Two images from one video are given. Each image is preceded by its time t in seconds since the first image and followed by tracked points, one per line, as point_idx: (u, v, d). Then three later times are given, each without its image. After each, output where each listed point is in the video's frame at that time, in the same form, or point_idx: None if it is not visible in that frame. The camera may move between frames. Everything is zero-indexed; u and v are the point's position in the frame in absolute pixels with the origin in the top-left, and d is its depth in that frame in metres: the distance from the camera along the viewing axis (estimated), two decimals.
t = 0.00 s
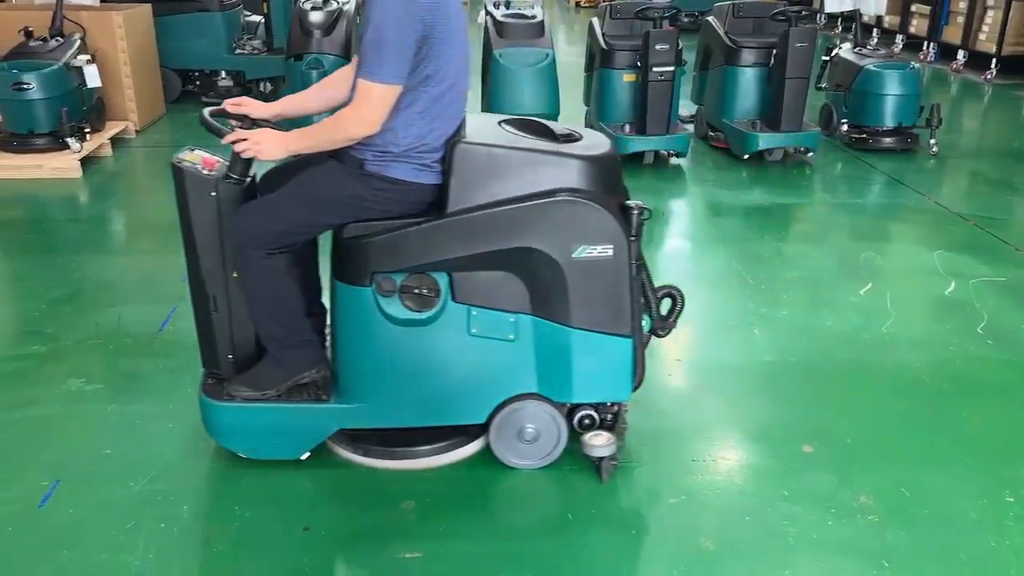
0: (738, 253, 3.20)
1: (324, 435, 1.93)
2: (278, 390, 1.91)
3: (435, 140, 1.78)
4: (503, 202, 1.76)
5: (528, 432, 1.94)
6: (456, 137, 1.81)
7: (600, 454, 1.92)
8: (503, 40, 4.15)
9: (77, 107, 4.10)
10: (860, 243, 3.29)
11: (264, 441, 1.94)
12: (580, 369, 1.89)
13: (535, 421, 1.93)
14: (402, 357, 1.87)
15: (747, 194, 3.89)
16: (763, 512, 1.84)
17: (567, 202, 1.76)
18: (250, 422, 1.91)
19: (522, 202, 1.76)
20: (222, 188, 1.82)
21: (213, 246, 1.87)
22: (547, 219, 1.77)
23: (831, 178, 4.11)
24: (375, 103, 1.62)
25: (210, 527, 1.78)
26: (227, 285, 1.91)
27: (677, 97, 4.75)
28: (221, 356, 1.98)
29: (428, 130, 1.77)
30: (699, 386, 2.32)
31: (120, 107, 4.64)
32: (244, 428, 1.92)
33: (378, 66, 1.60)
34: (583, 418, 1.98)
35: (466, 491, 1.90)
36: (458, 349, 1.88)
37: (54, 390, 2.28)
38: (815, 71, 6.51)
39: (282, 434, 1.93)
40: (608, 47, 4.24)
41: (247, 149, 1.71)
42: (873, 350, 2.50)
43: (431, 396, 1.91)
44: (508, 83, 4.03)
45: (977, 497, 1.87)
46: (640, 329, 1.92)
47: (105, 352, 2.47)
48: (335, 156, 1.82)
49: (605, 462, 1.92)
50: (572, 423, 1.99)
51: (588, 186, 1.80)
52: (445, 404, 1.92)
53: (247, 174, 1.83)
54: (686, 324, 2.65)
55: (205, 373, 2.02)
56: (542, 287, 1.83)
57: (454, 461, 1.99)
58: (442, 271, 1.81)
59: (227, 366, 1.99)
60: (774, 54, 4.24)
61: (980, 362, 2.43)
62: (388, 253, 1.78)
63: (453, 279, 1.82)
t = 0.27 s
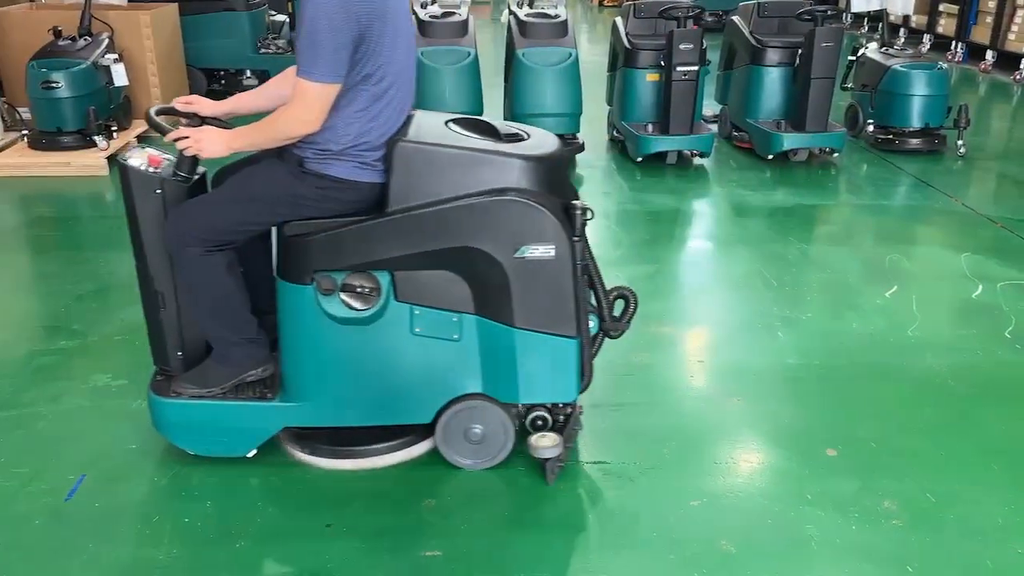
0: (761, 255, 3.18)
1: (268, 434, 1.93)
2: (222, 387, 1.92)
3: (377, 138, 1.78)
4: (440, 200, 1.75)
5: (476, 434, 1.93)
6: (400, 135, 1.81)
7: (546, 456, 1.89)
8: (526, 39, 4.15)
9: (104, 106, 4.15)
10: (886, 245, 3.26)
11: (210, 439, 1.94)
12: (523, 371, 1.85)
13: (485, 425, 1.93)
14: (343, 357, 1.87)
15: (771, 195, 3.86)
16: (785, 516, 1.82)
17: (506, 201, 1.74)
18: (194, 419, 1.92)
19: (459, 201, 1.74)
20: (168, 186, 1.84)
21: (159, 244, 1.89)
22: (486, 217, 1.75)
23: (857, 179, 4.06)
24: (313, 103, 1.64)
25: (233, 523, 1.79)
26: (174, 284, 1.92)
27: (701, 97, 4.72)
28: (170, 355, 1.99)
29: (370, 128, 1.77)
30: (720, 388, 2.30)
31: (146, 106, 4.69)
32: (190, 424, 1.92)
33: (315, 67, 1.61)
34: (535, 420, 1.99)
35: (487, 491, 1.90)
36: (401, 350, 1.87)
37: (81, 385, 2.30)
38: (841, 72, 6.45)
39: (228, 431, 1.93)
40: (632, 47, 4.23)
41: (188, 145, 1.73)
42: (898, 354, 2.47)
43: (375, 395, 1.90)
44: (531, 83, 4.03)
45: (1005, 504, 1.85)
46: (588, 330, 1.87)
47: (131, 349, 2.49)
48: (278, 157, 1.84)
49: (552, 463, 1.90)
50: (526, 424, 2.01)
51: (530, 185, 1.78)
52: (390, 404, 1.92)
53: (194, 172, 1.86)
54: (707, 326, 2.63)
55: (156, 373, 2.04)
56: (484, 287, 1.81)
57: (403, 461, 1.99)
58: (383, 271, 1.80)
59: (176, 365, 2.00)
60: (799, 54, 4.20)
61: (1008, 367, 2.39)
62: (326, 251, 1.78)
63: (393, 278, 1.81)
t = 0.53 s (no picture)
0: (786, 256, 3.16)
1: (216, 430, 1.95)
2: (171, 383, 1.94)
3: (318, 136, 1.80)
4: (380, 198, 1.76)
5: (419, 431, 1.93)
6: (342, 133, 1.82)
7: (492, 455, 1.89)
8: (550, 39, 4.14)
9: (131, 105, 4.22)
10: (912, 248, 3.22)
11: (159, 435, 1.96)
12: (466, 369, 1.86)
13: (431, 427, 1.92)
14: (287, 354, 1.88)
15: (795, 196, 3.83)
16: (807, 520, 1.81)
17: (447, 201, 1.74)
18: (146, 416, 1.94)
19: (398, 199, 1.75)
20: (117, 183, 1.86)
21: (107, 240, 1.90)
22: (426, 216, 1.75)
23: (883, 181, 4.02)
24: (250, 99, 1.66)
25: (256, 518, 1.80)
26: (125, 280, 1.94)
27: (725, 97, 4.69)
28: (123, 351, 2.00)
29: (310, 126, 1.78)
30: (742, 390, 2.29)
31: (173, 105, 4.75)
32: (141, 420, 1.94)
33: (250, 64, 1.64)
34: (488, 419, 1.98)
35: (508, 490, 1.90)
36: (345, 348, 1.87)
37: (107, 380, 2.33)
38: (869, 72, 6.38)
39: (177, 427, 1.95)
40: (656, 47, 4.21)
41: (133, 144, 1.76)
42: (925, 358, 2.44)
43: (320, 393, 1.91)
44: (554, 83, 4.03)
45: None
46: (534, 330, 1.87)
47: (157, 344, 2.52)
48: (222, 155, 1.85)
49: (497, 462, 1.90)
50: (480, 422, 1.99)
51: (474, 185, 1.77)
52: (335, 402, 1.92)
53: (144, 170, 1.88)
54: (729, 327, 2.62)
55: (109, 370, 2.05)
56: (427, 286, 1.81)
57: (353, 457, 1.99)
58: (325, 269, 1.81)
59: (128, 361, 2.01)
60: (825, 54, 4.17)
61: None
62: (267, 249, 1.79)
63: (334, 277, 1.81)
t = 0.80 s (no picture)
0: (811, 258, 3.13)
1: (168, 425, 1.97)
2: (122, 377, 1.95)
3: (262, 134, 1.80)
4: (325, 196, 1.77)
5: (370, 431, 1.93)
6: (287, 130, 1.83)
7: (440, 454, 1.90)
8: (575, 39, 4.13)
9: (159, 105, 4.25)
10: (940, 250, 3.18)
11: (113, 428, 1.98)
12: (413, 366, 1.88)
13: (384, 428, 1.93)
14: (235, 351, 1.89)
15: (821, 198, 3.80)
16: (832, 524, 1.79)
17: (391, 199, 1.75)
18: (98, 409, 1.96)
19: (341, 198, 1.76)
20: (70, 179, 1.87)
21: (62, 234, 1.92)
22: (370, 215, 1.76)
23: (911, 183, 3.98)
24: (193, 95, 1.67)
25: (279, 514, 1.81)
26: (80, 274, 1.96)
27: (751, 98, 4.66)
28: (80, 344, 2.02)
29: (255, 123, 1.79)
30: (764, 393, 2.27)
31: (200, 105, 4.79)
32: (95, 413, 1.96)
33: (193, 61, 1.65)
34: (442, 417, 2.00)
35: (530, 490, 1.90)
36: (294, 344, 1.88)
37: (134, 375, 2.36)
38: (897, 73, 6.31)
39: (130, 421, 1.97)
40: (681, 47, 4.20)
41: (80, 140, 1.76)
42: (952, 362, 2.41)
43: (268, 390, 1.92)
44: (578, 83, 4.03)
45: None
46: (482, 329, 1.89)
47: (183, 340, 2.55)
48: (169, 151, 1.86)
49: (445, 462, 1.91)
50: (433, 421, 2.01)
51: (420, 184, 1.78)
52: (284, 398, 1.93)
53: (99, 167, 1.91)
54: (752, 329, 2.60)
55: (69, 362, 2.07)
56: (372, 284, 1.82)
57: (308, 453, 2.01)
58: (270, 266, 1.82)
59: (86, 354, 2.03)
60: (852, 55, 4.13)
61: None
62: (213, 245, 1.81)
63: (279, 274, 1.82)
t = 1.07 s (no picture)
0: (836, 260, 3.11)
1: (123, 418, 1.99)
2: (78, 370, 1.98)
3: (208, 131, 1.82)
4: (269, 193, 1.78)
5: (321, 428, 1.95)
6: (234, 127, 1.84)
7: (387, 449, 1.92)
8: (599, 39, 4.13)
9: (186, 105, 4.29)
10: (967, 253, 3.15)
11: (70, 421, 2.00)
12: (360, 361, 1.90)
13: (336, 425, 1.95)
14: (186, 348, 1.90)
15: (847, 199, 3.77)
16: (856, 528, 1.78)
17: (337, 198, 1.76)
18: (56, 402, 1.98)
19: (284, 195, 1.77)
20: (28, 175, 1.87)
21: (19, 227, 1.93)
22: (314, 213, 1.77)
23: (938, 185, 3.93)
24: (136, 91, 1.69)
25: (302, 511, 1.83)
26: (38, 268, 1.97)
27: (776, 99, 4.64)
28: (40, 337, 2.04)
29: (201, 120, 1.81)
30: (787, 395, 2.26)
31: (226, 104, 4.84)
32: (53, 406, 1.99)
33: (137, 57, 1.67)
34: (396, 414, 2.02)
35: (553, 491, 1.90)
36: (242, 340, 1.90)
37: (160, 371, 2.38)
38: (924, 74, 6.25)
39: (87, 414, 1.99)
40: (706, 48, 4.18)
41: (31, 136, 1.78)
42: (978, 366, 2.38)
43: (220, 386, 1.94)
44: (602, 84, 4.02)
45: None
46: (430, 326, 1.91)
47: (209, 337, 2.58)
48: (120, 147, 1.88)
49: (391, 458, 1.93)
50: (387, 417, 2.03)
51: (365, 182, 1.79)
52: (234, 395, 1.94)
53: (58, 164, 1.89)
54: (776, 332, 2.59)
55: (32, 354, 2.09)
56: (318, 281, 1.84)
57: (263, 447, 2.03)
58: (217, 262, 1.83)
59: (46, 348, 2.05)
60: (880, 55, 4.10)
61: None
62: (160, 241, 1.83)
63: (226, 270, 1.84)
